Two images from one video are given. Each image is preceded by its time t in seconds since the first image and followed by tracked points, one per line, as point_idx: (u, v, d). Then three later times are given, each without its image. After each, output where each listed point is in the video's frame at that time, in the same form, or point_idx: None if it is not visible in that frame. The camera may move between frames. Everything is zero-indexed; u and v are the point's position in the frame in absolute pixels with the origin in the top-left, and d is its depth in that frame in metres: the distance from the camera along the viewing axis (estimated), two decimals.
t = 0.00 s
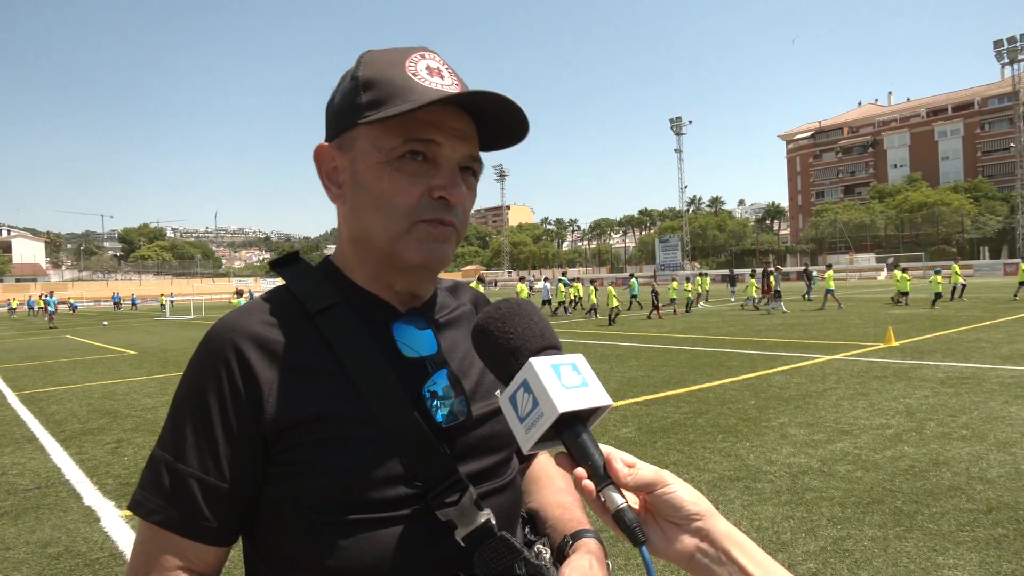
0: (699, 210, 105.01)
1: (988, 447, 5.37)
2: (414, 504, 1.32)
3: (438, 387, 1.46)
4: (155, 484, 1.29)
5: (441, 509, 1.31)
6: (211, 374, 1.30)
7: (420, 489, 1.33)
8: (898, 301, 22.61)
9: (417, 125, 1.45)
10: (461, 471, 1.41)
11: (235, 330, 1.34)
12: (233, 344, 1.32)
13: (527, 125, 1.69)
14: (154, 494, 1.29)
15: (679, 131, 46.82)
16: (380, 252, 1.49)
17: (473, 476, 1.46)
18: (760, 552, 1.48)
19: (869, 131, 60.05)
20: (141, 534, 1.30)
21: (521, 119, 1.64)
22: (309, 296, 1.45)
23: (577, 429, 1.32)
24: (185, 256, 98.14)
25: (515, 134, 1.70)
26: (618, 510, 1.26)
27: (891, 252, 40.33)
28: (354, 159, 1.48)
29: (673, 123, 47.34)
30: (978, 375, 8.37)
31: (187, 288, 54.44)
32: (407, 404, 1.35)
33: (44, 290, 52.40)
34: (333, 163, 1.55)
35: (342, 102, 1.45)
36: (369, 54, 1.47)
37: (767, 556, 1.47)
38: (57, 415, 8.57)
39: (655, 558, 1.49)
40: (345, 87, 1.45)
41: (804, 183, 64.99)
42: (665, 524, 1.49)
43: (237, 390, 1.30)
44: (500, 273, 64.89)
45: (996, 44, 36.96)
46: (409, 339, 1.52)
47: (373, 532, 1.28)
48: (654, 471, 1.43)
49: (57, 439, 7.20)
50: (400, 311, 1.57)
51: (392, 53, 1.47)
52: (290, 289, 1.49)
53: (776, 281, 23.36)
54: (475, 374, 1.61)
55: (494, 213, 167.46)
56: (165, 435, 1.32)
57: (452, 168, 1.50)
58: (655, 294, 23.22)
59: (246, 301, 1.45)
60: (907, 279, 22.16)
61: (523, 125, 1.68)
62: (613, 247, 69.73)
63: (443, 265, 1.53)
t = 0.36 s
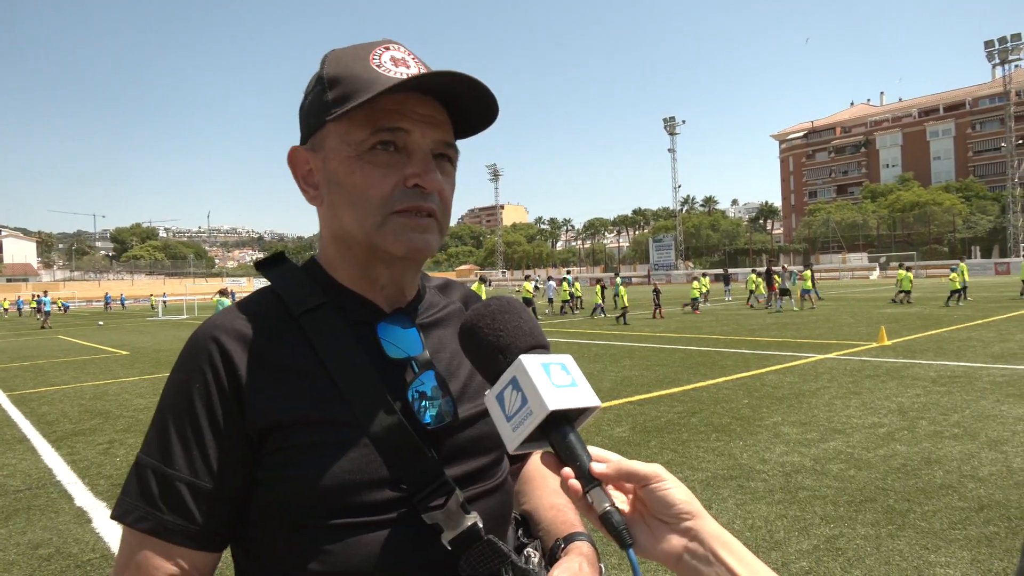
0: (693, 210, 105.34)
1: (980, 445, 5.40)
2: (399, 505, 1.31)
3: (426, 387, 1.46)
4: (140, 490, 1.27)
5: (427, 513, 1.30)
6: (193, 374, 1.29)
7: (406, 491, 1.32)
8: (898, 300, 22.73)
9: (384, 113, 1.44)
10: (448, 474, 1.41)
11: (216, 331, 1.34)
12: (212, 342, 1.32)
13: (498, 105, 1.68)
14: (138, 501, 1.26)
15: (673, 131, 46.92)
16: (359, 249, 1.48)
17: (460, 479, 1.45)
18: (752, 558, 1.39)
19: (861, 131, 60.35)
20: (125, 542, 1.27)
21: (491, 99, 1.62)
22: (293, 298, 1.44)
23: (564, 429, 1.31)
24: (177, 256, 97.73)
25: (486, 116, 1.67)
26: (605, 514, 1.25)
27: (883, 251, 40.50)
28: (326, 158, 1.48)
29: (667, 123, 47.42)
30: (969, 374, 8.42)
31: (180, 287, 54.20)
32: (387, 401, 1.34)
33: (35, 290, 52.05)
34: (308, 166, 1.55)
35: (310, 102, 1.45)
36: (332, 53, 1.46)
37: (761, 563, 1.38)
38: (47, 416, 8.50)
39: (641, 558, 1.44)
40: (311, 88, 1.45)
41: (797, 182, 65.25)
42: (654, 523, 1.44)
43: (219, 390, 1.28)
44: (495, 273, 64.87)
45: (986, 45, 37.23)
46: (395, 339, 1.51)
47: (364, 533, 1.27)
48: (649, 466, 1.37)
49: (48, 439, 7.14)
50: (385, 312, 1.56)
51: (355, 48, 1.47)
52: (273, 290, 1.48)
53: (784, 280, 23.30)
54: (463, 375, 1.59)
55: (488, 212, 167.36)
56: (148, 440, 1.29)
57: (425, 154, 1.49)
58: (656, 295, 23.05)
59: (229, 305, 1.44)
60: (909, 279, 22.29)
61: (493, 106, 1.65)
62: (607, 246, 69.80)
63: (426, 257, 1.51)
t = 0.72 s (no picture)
0: (692, 211, 105.51)
1: (979, 446, 5.40)
2: (393, 509, 1.31)
3: (421, 390, 1.46)
4: (132, 495, 1.26)
5: (422, 516, 1.29)
6: (185, 378, 1.28)
7: (401, 495, 1.31)
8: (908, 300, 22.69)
9: (383, 114, 1.43)
10: (442, 477, 1.40)
11: (209, 334, 1.33)
12: (205, 345, 1.31)
13: (496, 108, 1.67)
14: (131, 506, 1.26)
15: (672, 131, 46.94)
16: (356, 251, 1.47)
17: (455, 483, 1.44)
18: (743, 553, 1.39)
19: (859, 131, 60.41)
20: (118, 547, 1.27)
21: (489, 101, 1.62)
22: (285, 300, 1.43)
23: (558, 416, 1.30)
24: (176, 257, 97.85)
25: (484, 117, 1.67)
26: (597, 501, 1.23)
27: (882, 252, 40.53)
28: (322, 159, 1.46)
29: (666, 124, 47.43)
30: (968, 375, 8.42)
31: (179, 288, 54.20)
32: (382, 404, 1.33)
33: (34, 291, 52.06)
34: (302, 166, 1.53)
35: (304, 102, 1.44)
36: (326, 51, 1.45)
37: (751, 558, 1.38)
38: (47, 416, 8.49)
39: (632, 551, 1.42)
40: (305, 87, 1.44)
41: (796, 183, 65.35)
42: (646, 516, 1.41)
43: (212, 394, 1.28)
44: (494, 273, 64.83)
45: (985, 45, 37.29)
46: (390, 342, 1.51)
47: (360, 537, 1.26)
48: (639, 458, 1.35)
49: (48, 440, 7.14)
50: (380, 314, 1.56)
51: (350, 47, 1.46)
52: (266, 292, 1.47)
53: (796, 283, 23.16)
54: (458, 376, 1.59)
55: (487, 213, 167.27)
56: (141, 444, 1.29)
57: (423, 157, 1.48)
58: (665, 294, 22.68)
59: (221, 308, 1.43)
60: (920, 279, 22.31)
61: (492, 105, 1.65)
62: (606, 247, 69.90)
63: (424, 258, 1.50)
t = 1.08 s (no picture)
0: (697, 213, 105.39)
1: (986, 449, 5.37)
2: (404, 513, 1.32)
3: (428, 394, 1.46)
4: (138, 499, 1.27)
5: (432, 520, 1.30)
6: (193, 380, 1.28)
7: (410, 500, 1.32)
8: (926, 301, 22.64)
9: (405, 120, 1.43)
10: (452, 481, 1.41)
11: (217, 336, 1.33)
12: (213, 347, 1.31)
13: (513, 115, 1.69)
14: (135, 511, 1.26)
15: (677, 133, 46.90)
16: (370, 256, 1.48)
17: (465, 485, 1.45)
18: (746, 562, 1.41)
19: (865, 133, 60.27)
20: (122, 551, 1.27)
21: (508, 108, 1.64)
22: (294, 302, 1.44)
23: (560, 437, 1.29)
24: (182, 258, 98.24)
25: (501, 126, 1.68)
26: (604, 522, 1.24)
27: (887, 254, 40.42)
28: (338, 159, 1.46)
29: (671, 125, 47.37)
30: (974, 377, 8.38)
31: (184, 289, 54.41)
32: (394, 409, 1.34)
33: (40, 292, 52.35)
34: (315, 165, 1.53)
35: (320, 100, 1.43)
36: (344, 50, 1.44)
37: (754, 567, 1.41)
38: (53, 417, 8.53)
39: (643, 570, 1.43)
40: (320, 86, 1.43)
41: (801, 185, 65.17)
42: (654, 536, 1.42)
43: (221, 397, 1.29)
44: (498, 275, 64.87)
45: (991, 47, 37.13)
46: (398, 345, 1.51)
47: (371, 542, 1.28)
48: (643, 480, 1.35)
49: (54, 440, 7.16)
50: (389, 317, 1.56)
51: (369, 47, 1.46)
52: (274, 294, 1.47)
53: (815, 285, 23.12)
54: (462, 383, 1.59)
55: (491, 214, 167.27)
56: (146, 446, 1.29)
57: (443, 162, 1.49)
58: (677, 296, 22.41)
59: (228, 310, 1.43)
60: (940, 280, 22.24)
61: (510, 113, 1.66)
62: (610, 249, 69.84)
63: (438, 263, 1.51)
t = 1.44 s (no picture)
0: (696, 215, 105.58)
1: (983, 452, 5.38)
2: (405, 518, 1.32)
3: (427, 396, 1.45)
4: (138, 503, 1.26)
5: (431, 523, 1.30)
6: (193, 383, 1.29)
7: (409, 503, 1.32)
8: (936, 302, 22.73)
9: (407, 125, 1.44)
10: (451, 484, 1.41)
11: (216, 338, 1.34)
12: (212, 349, 1.32)
13: (516, 119, 1.69)
14: (136, 516, 1.26)
15: (676, 136, 46.97)
16: (371, 260, 1.48)
17: (463, 488, 1.45)
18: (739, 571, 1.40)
19: (864, 137, 60.38)
20: (122, 554, 1.27)
21: (510, 112, 1.64)
22: (294, 303, 1.44)
23: (553, 437, 1.29)
24: (180, 259, 98.27)
25: (504, 130, 1.69)
26: (594, 524, 1.24)
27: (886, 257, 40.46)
28: (338, 162, 1.47)
29: (670, 128, 47.38)
30: (972, 380, 8.40)
31: (183, 289, 54.39)
32: (395, 411, 1.34)
33: (39, 292, 52.33)
34: (313, 166, 1.53)
35: (320, 101, 1.44)
36: (345, 50, 1.45)
37: None
38: (51, 417, 8.53)
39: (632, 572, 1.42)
40: (322, 88, 1.43)
41: (800, 188, 65.27)
42: (644, 539, 1.42)
43: (221, 400, 1.29)
44: (498, 276, 64.84)
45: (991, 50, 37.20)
46: (397, 346, 1.51)
47: (369, 546, 1.27)
48: (634, 483, 1.36)
49: (52, 441, 7.16)
50: (388, 319, 1.56)
51: (371, 46, 1.46)
52: (273, 296, 1.47)
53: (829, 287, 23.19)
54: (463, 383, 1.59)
55: (491, 215, 167.06)
56: (146, 447, 1.29)
57: (444, 166, 1.49)
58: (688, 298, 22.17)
59: (228, 311, 1.43)
60: (951, 281, 22.41)
61: (513, 119, 1.67)
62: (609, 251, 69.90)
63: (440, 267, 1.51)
